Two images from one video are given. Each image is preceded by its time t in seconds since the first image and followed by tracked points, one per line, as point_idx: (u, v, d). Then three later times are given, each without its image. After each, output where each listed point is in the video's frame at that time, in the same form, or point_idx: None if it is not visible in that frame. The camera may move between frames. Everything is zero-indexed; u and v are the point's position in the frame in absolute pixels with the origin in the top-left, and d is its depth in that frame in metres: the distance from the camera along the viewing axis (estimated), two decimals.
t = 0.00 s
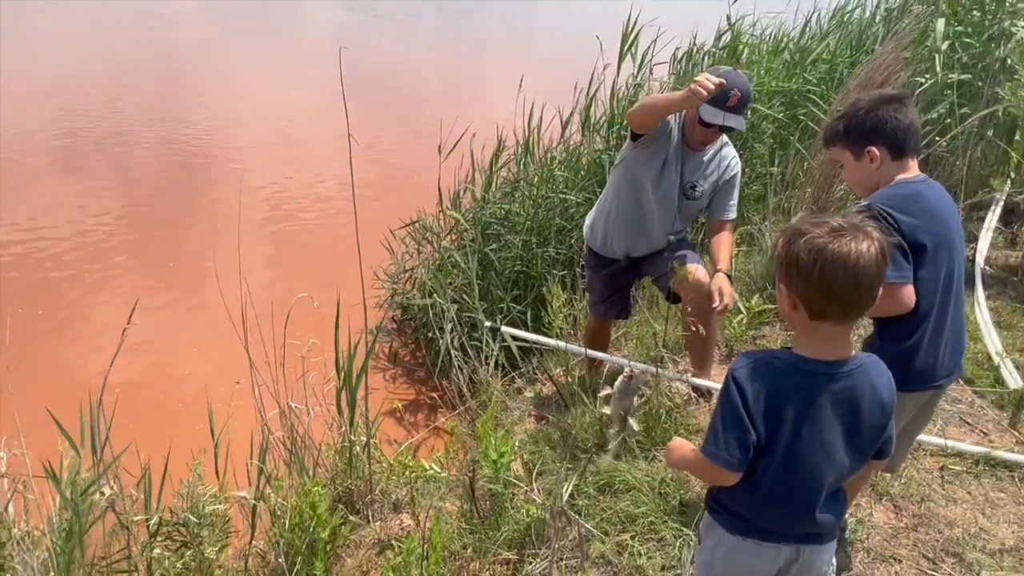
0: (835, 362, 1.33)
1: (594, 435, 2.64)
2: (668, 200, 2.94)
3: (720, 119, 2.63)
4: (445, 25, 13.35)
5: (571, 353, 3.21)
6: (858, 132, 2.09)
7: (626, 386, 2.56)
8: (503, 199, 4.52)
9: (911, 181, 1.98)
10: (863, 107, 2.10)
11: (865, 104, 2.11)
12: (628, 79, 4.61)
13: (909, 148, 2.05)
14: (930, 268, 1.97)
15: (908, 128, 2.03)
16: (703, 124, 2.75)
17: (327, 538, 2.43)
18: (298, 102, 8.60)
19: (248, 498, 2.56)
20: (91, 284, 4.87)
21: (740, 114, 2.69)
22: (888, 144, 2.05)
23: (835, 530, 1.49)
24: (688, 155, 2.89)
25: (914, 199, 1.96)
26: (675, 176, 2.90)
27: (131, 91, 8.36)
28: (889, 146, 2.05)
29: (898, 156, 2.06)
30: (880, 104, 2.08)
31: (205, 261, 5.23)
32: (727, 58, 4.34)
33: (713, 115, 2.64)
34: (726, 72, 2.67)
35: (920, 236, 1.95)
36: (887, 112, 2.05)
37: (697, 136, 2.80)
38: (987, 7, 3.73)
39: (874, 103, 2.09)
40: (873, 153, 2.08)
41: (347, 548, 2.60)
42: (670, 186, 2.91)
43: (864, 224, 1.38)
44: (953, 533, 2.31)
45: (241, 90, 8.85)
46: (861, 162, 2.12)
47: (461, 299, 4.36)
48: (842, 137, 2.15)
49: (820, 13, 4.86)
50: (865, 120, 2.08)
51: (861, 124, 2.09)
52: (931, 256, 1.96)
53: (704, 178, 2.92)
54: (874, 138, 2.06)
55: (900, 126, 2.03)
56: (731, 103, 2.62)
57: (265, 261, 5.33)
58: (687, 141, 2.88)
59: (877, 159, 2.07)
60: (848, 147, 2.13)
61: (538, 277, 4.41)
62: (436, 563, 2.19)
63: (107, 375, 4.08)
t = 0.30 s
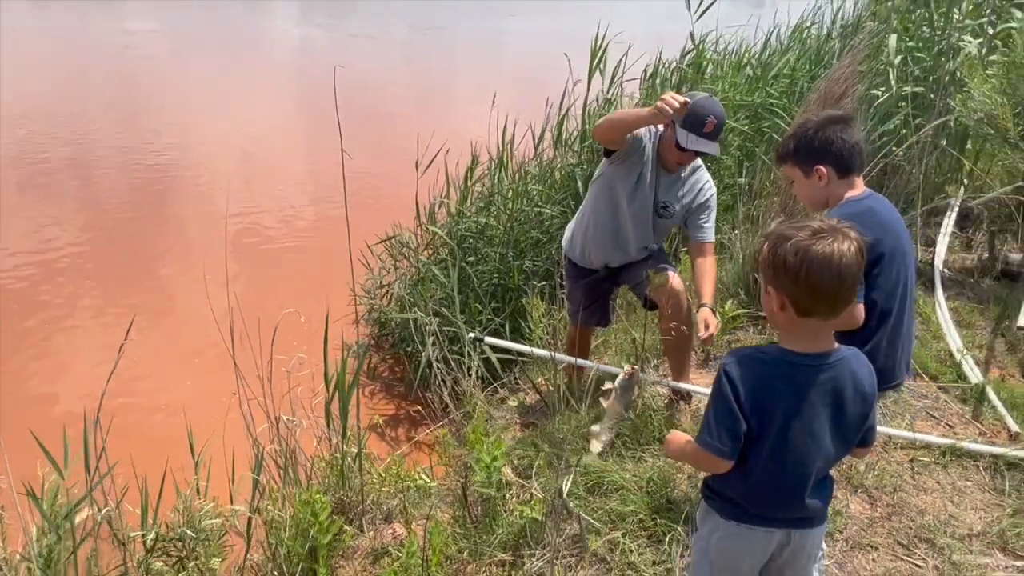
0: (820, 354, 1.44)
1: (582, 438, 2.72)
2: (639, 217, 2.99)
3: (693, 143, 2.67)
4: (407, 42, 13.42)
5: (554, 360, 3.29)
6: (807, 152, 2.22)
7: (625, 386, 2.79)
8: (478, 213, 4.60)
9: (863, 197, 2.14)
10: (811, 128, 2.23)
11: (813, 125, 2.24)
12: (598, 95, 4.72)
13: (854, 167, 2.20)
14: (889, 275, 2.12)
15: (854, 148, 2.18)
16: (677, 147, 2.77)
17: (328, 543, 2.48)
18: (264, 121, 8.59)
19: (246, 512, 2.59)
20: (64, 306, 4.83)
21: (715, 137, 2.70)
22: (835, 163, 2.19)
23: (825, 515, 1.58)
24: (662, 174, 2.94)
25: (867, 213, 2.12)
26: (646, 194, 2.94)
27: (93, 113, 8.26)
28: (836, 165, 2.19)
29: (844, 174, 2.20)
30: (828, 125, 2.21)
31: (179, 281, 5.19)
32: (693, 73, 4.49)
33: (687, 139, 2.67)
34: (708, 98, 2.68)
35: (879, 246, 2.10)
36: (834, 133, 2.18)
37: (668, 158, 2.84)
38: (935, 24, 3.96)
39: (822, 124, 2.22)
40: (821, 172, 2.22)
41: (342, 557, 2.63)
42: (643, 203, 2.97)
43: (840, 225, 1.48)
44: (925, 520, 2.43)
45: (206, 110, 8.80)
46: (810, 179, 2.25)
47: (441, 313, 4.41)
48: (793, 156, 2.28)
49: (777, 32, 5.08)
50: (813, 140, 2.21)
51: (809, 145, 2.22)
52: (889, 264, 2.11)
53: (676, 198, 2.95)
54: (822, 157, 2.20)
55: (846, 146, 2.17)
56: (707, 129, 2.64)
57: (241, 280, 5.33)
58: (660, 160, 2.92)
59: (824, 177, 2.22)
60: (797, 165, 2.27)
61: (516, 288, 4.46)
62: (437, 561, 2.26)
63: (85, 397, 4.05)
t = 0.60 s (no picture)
0: (822, 344, 1.52)
1: (578, 437, 2.78)
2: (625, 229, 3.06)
3: (684, 167, 2.75)
4: (374, 56, 13.42)
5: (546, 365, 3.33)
6: (763, 171, 2.33)
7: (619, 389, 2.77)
8: (461, 224, 4.60)
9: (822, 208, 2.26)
10: (765, 148, 2.34)
11: (767, 145, 2.35)
12: (575, 104, 4.77)
13: (807, 184, 2.31)
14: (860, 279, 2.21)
15: (805, 166, 2.29)
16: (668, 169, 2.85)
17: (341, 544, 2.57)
18: (234, 137, 8.51)
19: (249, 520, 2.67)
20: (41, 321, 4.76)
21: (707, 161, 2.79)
22: (789, 180, 2.30)
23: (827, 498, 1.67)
24: (649, 191, 3.00)
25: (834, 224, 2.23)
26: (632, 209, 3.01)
27: (60, 131, 8.15)
28: (790, 182, 2.30)
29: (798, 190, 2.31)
30: (782, 144, 2.32)
31: (154, 291, 5.09)
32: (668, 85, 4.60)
33: (680, 163, 2.76)
34: (700, 120, 2.76)
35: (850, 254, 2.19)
36: (785, 153, 2.30)
37: (657, 175, 2.92)
38: (898, 35, 4.05)
39: (776, 143, 2.33)
40: (777, 189, 2.32)
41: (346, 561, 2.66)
42: (628, 217, 3.04)
43: (839, 221, 1.57)
44: (911, 508, 2.53)
45: (174, 127, 8.68)
46: (767, 197, 2.36)
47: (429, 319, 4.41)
48: (750, 175, 2.39)
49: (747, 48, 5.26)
50: (768, 159, 2.32)
51: (765, 163, 2.33)
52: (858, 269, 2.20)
53: (659, 218, 3.04)
54: (777, 175, 2.31)
55: (798, 164, 2.29)
56: (699, 154, 2.73)
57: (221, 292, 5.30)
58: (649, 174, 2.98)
59: (780, 195, 2.32)
60: (754, 183, 2.37)
61: (500, 297, 4.42)
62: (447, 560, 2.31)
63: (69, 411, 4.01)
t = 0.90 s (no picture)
0: (824, 330, 1.58)
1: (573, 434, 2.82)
2: (617, 236, 3.10)
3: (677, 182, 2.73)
4: (343, 68, 13.34)
5: (539, 365, 3.36)
6: (714, 186, 2.36)
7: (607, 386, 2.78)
8: (446, 229, 4.39)
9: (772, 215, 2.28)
10: (713, 165, 2.38)
11: (714, 163, 2.39)
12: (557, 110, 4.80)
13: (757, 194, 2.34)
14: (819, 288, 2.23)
15: (752, 178, 2.33)
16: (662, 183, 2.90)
17: (347, 541, 2.56)
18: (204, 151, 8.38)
19: (249, 524, 2.70)
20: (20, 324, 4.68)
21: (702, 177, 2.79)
22: (739, 192, 2.32)
23: (829, 481, 1.72)
24: (642, 200, 3.04)
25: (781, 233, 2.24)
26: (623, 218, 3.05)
27: (34, 144, 8.07)
28: (740, 194, 2.33)
29: (749, 200, 2.33)
30: (727, 161, 2.37)
31: (126, 300, 4.94)
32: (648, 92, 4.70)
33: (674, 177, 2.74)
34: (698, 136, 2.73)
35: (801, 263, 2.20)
36: (733, 168, 2.34)
37: (648, 188, 2.97)
38: (871, 41, 4.16)
39: (722, 160, 2.38)
40: (729, 202, 2.35)
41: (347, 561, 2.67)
42: (620, 225, 3.07)
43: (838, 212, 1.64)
44: (899, 495, 2.61)
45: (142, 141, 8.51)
46: (720, 210, 2.38)
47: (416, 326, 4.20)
48: (702, 191, 2.41)
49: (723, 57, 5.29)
50: (717, 174, 2.35)
51: (715, 179, 2.36)
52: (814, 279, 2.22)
53: (649, 229, 3.08)
54: (727, 189, 2.33)
55: (746, 177, 2.32)
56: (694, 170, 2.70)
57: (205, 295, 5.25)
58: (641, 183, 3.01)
59: (733, 207, 2.34)
60: (707, 198, 2.40)
61: (486, 302, 4.30)
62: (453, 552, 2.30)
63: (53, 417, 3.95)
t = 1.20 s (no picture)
0: (823, 325, 1.62)
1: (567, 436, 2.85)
2: (608, 243, 3.12)
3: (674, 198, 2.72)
4: (320, 77, 13.26)
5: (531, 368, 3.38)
6: (681, 221, 2.37)
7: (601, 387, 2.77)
8: (432, 236, 4.32)
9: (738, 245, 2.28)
10: (679, 201, 2.40)
11: (680, 200, 2.41)
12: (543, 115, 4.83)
13: (721, 228, 2.37)
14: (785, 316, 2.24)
15: (716, 213, 2.36)
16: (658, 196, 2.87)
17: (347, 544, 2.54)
18: (181, 161, 8.26)
19: (247, 531, 2.70)
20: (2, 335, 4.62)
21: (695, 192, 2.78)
22: (706, 227, 2.35)
23: (829, 475, 1.75)
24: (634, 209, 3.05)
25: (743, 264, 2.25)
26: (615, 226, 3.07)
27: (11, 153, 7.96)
28: (707, 227, 2.35)
29: (714, 234, 2.36)
30: (691, 198, 2.39)
31: (104, 311, 4.83)
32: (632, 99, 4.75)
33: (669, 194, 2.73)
34: (692, 151, 2.73)
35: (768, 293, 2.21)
36: (697, 204, 2.36)
37: (642, 199, 2.95)
38: (849, 46, 4.23)
39: (686, 198, 2.40)
40: (696, 235, 2.36)
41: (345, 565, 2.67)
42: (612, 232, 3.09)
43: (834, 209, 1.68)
44: (889, 490, 2.65)
45: (116, 151, 8.36)
46: (688, 244, 2.39)
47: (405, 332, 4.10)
48: (670, 226, 2.42)
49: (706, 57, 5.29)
50: (683, 210, 2.37)
51: (681, 214, 2.38)
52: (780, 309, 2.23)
53: (639, 237, 3.10)
54: (695, 223, 2.35)
55: (711, 213, 2.35)
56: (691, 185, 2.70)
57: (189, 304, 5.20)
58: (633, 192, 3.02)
59: (698, 239, 2.35)
60: (675, 233, 2.41)
61: (474, 307, 4.27)
62: (453, 553, 2.30)
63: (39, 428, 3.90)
